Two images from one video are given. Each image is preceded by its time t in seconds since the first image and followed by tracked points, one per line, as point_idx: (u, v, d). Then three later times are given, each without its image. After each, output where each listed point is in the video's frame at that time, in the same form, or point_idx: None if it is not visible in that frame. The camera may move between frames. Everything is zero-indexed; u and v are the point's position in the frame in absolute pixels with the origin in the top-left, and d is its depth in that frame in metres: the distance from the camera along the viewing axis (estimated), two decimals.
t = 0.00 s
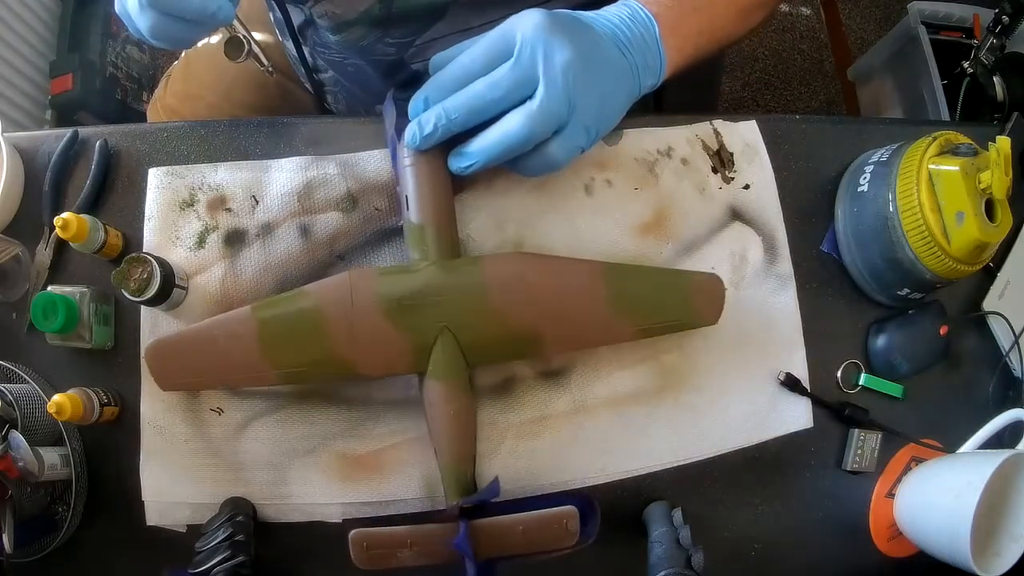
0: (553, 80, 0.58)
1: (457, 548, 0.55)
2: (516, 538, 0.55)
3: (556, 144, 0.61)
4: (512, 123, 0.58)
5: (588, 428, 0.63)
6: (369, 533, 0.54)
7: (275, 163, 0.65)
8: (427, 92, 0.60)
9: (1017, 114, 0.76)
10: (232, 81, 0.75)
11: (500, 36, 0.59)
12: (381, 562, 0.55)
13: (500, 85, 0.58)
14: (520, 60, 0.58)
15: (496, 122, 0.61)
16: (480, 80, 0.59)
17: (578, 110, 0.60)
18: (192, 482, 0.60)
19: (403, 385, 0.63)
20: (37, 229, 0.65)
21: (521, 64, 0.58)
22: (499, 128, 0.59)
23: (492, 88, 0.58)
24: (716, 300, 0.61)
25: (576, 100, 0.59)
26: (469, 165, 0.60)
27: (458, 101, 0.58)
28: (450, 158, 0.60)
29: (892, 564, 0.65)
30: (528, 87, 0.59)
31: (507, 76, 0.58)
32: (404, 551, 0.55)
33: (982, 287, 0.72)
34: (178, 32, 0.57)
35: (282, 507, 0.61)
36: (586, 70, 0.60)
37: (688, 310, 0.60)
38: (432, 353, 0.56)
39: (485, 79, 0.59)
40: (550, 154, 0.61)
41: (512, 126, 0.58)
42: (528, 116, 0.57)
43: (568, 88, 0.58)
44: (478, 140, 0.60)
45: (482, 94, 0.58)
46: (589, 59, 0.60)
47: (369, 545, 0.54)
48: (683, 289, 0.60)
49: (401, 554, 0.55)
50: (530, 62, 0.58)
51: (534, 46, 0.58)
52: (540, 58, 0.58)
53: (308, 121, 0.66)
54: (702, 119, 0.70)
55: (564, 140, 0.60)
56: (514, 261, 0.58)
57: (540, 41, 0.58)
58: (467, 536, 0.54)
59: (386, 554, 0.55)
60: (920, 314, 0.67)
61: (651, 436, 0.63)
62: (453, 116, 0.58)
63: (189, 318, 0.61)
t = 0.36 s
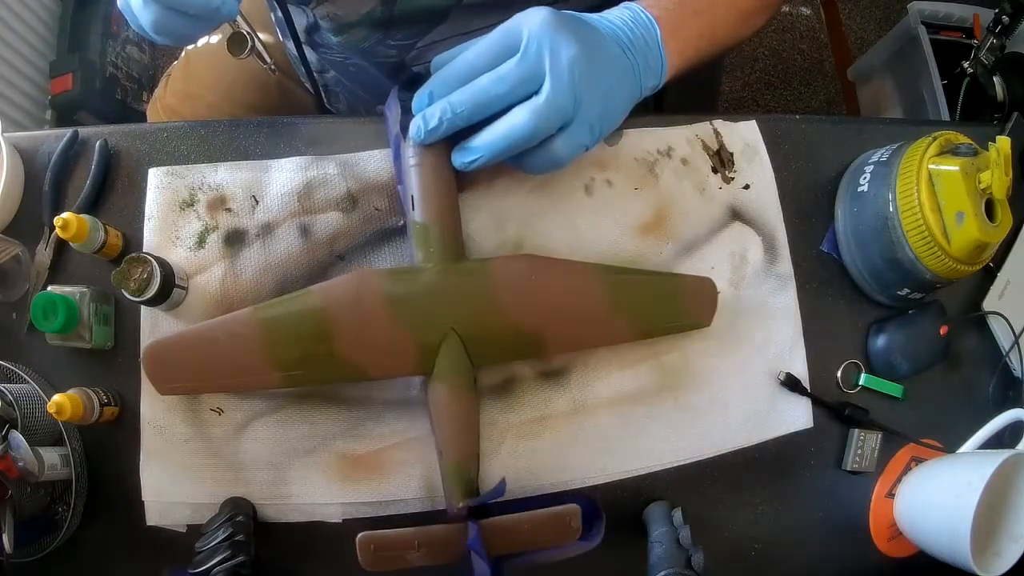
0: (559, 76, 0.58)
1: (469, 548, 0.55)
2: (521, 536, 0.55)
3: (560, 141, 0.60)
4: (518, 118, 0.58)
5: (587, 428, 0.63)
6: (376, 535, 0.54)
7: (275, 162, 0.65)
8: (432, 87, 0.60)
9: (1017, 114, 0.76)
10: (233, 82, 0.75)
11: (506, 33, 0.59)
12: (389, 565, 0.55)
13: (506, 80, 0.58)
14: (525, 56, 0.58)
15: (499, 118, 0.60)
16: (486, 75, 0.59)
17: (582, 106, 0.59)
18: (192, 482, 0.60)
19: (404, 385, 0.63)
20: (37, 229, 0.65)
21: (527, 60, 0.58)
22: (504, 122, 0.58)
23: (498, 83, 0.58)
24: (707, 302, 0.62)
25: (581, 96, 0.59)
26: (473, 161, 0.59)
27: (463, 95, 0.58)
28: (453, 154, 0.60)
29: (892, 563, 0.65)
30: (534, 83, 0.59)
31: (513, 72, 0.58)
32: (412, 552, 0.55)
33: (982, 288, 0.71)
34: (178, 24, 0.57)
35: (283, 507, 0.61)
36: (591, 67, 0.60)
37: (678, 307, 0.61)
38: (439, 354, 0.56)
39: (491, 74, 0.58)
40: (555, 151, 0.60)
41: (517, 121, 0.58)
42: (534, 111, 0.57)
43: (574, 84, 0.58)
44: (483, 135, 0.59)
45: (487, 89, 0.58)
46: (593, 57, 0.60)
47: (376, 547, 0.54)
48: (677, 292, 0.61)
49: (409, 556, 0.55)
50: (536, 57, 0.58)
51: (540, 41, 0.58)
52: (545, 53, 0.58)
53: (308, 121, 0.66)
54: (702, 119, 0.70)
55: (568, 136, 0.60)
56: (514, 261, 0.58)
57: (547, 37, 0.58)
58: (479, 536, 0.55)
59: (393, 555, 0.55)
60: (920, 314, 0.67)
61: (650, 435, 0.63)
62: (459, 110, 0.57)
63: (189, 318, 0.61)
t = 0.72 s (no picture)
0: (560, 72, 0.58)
1: (472, 547, 0.55)
2: (525, 535, 0.56)
3: (564, 139, 0.60)
4: (521, 115, 0.58)
5: (587, 428, 0.63)
6: (381, 535, 0.54)
7: (275, 162, 0.65)
8: (434, 85, 0.60)
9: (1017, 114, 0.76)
10: (233, 82, 0.75)
11: (507, 31, 0.59)
12: (394, 566, 0.55)
13: (508, 77, 0.58)
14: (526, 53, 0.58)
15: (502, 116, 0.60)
16: (488, 73, 0.59)
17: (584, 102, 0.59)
18: (192, 482, 0.60)
19: (404, 385, 0.63)
20: (37, 229, 0.65)
21: (529, 57, 0.58)
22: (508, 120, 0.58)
23: (501, 80, 0.58)
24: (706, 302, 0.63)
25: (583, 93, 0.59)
26: (476, 159, 0.59)
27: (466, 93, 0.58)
28: (456, 152, 0.60)
29: (891, 563, 0.65)
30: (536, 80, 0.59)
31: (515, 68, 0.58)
32: (416, 552, 0.55)
33: (982, 288, 0.71)
34: (180, 23, 0.57)
35: (283, 507, 0.61)
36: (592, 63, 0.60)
37: (677, 307, 0.62)
38: (443, 356, 0.56)
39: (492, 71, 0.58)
40: (558, 149, 0.60)
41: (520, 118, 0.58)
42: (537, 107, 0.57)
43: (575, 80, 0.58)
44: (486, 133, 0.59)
45: (490, 87, 0.58)
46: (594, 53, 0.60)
47: (381, 548, 0.54)
48: (671, 293, 0.62)
49: (414, 556, 0.55)
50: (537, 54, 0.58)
51: (541, 38, 0.58)
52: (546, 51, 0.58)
53: (308, 121, 0.66)
54: (702, 119, 0.70)
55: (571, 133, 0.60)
56: (514, 261, 0.58)
57: (548, 34, 0.58)
58: (486, 536, 0.55)
59: (397, 555, 0.55)
60: (920, 315, 0.67)
61: (650, 435, 0.63)
62: (461, 107, 0.57)
63: (190, 318, 0.61)
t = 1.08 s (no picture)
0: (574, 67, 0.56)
1: (472, 547, 0.55)
2: (524, 535, 0.56)
3: (579, 131, 0.59)
4: (534, 109, 0.56)
5: (587, 428, 0.63)
6: (382, 534, 0.54)
7: (275, 162, 0.65)
8: (446, 79, 0.59)
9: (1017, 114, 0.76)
10: (233, 82, 0.75)
11: (520, 22, 0.56)
12: (393, 566, 0.55)
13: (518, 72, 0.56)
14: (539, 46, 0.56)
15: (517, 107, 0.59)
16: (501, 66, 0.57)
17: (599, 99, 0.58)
18: (192, 482, 0.60)
19: (404, 385, 0.63)
20: (37, 229, 0.65)
21: (542, 49, 0.56)
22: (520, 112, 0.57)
23: (511, 76, 0.56)
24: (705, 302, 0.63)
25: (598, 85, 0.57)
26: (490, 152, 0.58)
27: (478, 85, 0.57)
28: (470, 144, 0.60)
29: (891, 563, 0.65)
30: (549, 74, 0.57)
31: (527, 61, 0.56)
32: (416, 552, 0.55)
33: (982, 288, 0.71)
34: (182, 22, 0.57)
35: (283, 507, 0.61)
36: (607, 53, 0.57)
37: (677, 307, 0.62)
38: (444, 356, 0.56)
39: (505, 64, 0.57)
40: (574, 141, 0.60)
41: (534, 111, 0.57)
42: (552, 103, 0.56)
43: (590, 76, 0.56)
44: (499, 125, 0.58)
45: (502, 82, 0.56)
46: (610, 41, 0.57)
47: (381, 548, 0.54)
48: (670, 292, 0.61)
49: (414, 557, 0.55)
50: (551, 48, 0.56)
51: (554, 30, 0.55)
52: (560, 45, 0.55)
53: (308, 122, 0.66)
54: (702, 119, 0.70)
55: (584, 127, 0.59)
56: (513, 261, 0.58)
57: (563, 26, 0.55)
58: (486, 535, 0.55)
59: (396, 555, 0.55)
60: (920, 315, 0.67)
61: (650, 435, 0.63)
62: (474, 102, 0.57)
63: (190, 318, 0.61)
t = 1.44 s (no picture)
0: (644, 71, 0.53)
1: (472, 547, 0.55)
2: (524, 535, 0.56)
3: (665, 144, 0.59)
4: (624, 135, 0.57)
5: (587, 428, 0.63)
6: (382, 534, 0.54)
7: (275, 162, 0.65)
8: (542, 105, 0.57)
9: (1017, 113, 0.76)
10: (233, 81, 0.75)
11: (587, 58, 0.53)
12: (393, 566, 0.55)
13: (578, 71, 0.54)
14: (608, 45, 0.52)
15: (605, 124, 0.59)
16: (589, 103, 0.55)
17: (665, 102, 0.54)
18: (192, 482, 0.60)
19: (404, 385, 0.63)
20: (37, 229, 0.65)
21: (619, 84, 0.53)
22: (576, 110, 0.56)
23: (594, 118, 0.55)
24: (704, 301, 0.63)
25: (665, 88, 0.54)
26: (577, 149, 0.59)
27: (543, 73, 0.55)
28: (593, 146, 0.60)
29: (891, 563, 0.65)
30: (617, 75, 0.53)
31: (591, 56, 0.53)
32: (417, 552, 0.55)
33: (982, 288, 0.71)
34: (186, 20, 0.57)
35: (283, 507, 0.61)
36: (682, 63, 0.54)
37: (676, 307, 0.62)
38: (444, 356, 0.56)
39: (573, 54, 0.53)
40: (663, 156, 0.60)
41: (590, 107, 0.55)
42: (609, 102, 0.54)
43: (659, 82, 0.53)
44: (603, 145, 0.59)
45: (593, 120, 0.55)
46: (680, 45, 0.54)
47: (381, 548, 0.54)
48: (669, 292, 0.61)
49: (414, 557, 0.55)
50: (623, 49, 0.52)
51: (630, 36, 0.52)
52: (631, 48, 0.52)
53: (307, 121, 0.66)
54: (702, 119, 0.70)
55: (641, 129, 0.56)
56: (514, 260, 0.58)
57: (630, 54, 0.52)
58: (486, 535, 0.55)
59: (397, 555, 0.55)
60: (920, 314, 0.67)
61: (650, 435, 0.63)
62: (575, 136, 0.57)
63: (190, 318, 0.61)
